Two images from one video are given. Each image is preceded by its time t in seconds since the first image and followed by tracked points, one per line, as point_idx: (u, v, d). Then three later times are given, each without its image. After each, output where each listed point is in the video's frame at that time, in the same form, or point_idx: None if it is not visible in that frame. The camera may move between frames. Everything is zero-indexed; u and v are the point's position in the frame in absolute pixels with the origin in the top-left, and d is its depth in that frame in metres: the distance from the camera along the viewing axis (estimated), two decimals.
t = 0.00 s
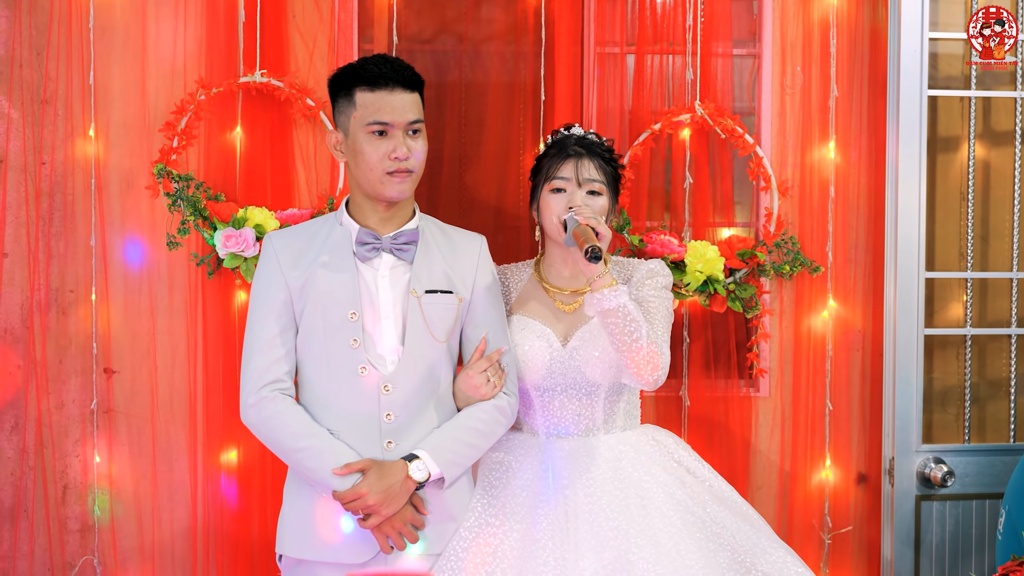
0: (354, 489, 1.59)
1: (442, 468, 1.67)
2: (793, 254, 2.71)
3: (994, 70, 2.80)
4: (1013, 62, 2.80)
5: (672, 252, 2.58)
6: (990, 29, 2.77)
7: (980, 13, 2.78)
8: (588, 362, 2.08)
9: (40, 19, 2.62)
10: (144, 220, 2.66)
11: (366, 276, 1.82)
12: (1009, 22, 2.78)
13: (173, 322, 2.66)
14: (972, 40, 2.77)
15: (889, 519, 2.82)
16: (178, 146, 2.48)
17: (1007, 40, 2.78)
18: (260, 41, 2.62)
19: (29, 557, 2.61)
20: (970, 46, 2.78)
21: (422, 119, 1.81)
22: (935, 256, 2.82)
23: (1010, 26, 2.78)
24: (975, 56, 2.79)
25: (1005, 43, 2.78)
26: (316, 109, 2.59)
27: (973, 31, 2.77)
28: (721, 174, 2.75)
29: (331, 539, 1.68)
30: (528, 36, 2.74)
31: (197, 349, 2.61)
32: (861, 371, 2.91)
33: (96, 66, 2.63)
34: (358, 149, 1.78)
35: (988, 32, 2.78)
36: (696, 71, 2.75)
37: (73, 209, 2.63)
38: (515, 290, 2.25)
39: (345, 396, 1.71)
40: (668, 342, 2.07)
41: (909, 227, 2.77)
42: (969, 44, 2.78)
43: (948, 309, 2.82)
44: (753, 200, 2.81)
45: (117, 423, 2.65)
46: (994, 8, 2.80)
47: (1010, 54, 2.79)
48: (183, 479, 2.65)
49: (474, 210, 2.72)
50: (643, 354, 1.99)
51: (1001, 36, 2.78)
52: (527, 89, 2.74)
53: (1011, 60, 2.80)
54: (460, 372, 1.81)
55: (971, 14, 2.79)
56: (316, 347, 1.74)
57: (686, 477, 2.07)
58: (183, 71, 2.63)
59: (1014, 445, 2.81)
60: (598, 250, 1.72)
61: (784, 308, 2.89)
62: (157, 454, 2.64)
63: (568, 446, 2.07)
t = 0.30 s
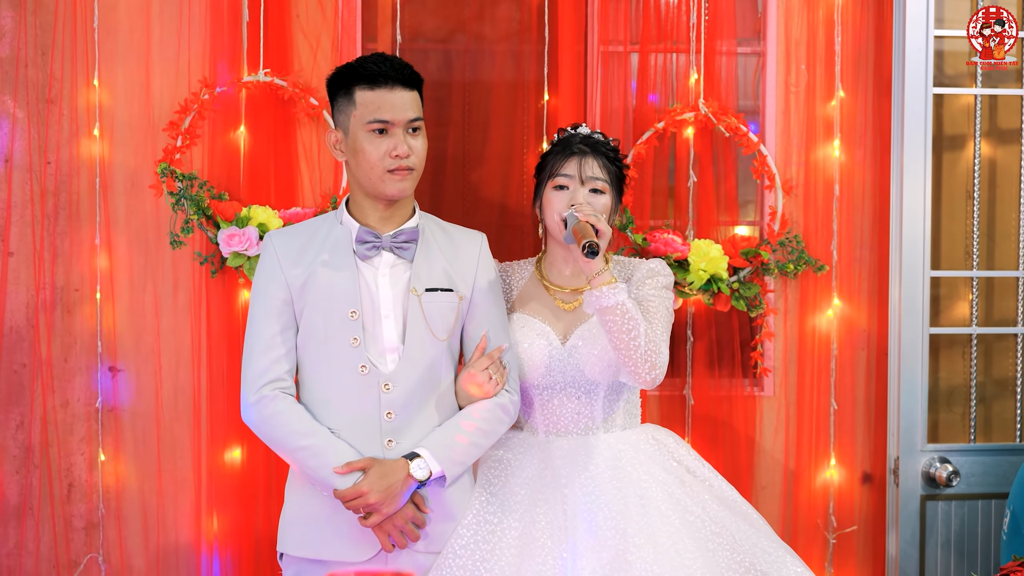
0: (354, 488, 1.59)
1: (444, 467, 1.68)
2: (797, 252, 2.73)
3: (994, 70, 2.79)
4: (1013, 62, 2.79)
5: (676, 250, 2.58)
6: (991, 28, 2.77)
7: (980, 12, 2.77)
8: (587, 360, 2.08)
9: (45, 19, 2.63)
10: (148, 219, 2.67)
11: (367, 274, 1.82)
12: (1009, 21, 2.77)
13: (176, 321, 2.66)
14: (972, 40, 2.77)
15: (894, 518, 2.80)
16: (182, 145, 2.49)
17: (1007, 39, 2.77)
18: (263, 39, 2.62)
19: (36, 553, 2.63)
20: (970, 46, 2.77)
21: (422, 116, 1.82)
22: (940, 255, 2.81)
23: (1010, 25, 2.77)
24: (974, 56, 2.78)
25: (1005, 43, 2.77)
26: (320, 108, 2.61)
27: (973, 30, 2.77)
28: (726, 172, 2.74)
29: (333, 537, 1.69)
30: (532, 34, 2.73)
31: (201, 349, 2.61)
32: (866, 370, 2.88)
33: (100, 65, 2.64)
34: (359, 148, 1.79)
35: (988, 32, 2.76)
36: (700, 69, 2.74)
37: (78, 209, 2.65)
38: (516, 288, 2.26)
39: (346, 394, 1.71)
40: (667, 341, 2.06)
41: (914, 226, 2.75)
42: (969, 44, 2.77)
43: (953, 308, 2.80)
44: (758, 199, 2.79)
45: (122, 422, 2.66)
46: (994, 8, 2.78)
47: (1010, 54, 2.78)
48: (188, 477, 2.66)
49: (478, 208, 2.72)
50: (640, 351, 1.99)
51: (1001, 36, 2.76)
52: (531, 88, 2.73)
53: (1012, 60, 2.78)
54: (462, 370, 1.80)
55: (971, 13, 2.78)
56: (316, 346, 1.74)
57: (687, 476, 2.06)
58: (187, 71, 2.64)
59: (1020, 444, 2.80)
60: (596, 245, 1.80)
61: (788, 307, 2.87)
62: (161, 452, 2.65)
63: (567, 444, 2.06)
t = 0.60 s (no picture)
0: (355, 488, 1.59)
1: (443, 467, 1.68)
2: (802, 251, 2.71)
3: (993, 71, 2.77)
4: (1013, 62, 2.78)
5: (680, 249, 2.57)
6: (991, 29, 2.75)
7: (980, 13, 2.76)
8: (587, 359, 2.07)
9: (51, 19, 2.64)
10: (153, 218, 2.68)
11: (369, 273, 1.82)
12: (1009, 21, 2.75)
13: (182, 320, 2.68)
14: (972, 40, 2.75)
15: (899, 518, 2.79)
16: (186, 144, 2.50)
17: (1007, 40, 2.75)
18: (268, 41, 2.64)
19: (42, 551, 2.64)
20: (970, 46, 2.76)
21: (427, 115, 1.82)
22: (947, 253, 2.80)
23: (1010, 26, 2.75)
24: (974, 56, 2.76)
25: (1005, 43, 2.75)
26: (324, 107, 2.61)
27: (973, 30, 2.75)
28: (730, 170, 2.73)
29: (334, 535, 1.70)
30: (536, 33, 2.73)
31: (205, 348, 2.62)
32: (872, 369, 2.87)
33: (106, 65, 2.65)
34: (366, 144, 1.78)
35: (988, 32, 2.75)
36: (704, 68, 2.73)
37: (84, 208, 2.66)
38: (517, 287, 2.26)
39: (347, 393, 1.72)
40: (666, 340, 2.07)
41: (920, 224, 2.74)
42: (969, 45, 2.75)
43: (960, 307, 2.79)
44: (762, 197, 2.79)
45: (128, 420, 2.66)
46: (994, 8, 2.77)
47: (1009, 54, 2.77)
48: (193, 476, 2.67)
49: (483, 207, 2.72)
50: (640, 350, 2.00)
51: (1001, 36, 2.75)
52: (535, 87, 2.73)
53: (1013, 59, 2.77)
54: (463, 370, 1.81)
55: (971, 14, 2.76)
56: (318, 345, 1.75)
57: (687, 475, 2.06)
58: (192, 70, 2.64)
59: None
60: (596, 244, 1.80)
61: (793, 306, 2.85)
62: (166, 450, 2.66)
63: (567, 444, 2.06)
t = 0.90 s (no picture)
0: (352, 487, 1.59)
1: (442, 467, 1.68)
2: (806, 249, 2.70)
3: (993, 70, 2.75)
4: (1012, 63, 2.75)
5: (683, 247, 2.57)
6: (991, 28, 2.73)
7: (980, 12, 2.74)
8: (589, 358, 2.06)
9: (55, 17, 2.65)
10: (157, 216, 2.68)
11: (369, 272, 1.82)
12: (1009, 21, 2.74)
13: (185, 318, 2.69)
14: (972, 40, 2.74)
15: (904, 517, 2.78)
16: (190, 143, 2.51)
17: (1007, 40, 2.74)
18: (271, 39, 2.63)
19: (48, 547, 2.66)
20: (970, 46, 2.75)
21: (431, 115, 1.82)
22: (952, 251, 2.78)
23: (1010, 25, 2.74)
24: (974, 56, 2.74)
25: (1005, 43, 2.74)
26: (327, 105, 2.60)
27: (974, 30, 2.74)
28: (734, 168, 2.72)
29: (332, 534, 1.70)
30: (539, 31, 2.72)
31: (208, 347, 2.63)
32: (876, 368, 2.86)
33: (109, 63, 2.66)
34: (370, 143, 1.78)
35: (988, 33, 2.73)
36: (708, 66, 2.72)
37: (88, 206, 2.67)
38: (518, 286, 2.25)
39: (346, 392, 1.72)
40: (668, 340, 2.05)
41: (924, 222, 2.73)
42: (968, 45, 2.74)
43: (965, 305, 2.78)
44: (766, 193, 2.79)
45: (132, 418, 2.68)
46: (993, 8, 2.75)
47: (1009, 54, 2.75)
48: (196, 473, 2.68)
49: (485, 205, 2.72)
50: (641, 350, 1.98)
51: (1000, 36, 2.73)
52: (538, 85, 2.72)
53: (1012, 59, 2.75)
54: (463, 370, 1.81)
55: (971, 14, 2.75)
56: (318, 343, 1.75)
57: (688, 474, 2.06)
58: (195, 68, 2.65)
59: None
60: (598, 242, 1.75)
61: (797, 304, 2.85)
62: (169, 448, 2.67)
63: (568, 443, 2.05)
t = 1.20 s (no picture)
0: (348, 485, 1.60)
1: (438, 465, 1.68)
2: (809, 248, 2.70)
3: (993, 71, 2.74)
4: (1012, 63, 2.74)
5: (684, 246, 2.56)
6: (991, 28, 2.72)
7: (980, 12, 2.72)
8: (593, 359, 2.06)
9: (59, 17, 2.66)
10: (160, 216, 2.69)
11: (368, 271, 1.82)
12: (1009, 21, 2.72)
13: (189, 317, 2.69)
14: (972, 40, 2.73)
15: (907, 517, 2.77)
16: (192, 142, 2.51)
17: (1007, 40, 2.72)
18: (273, 37, 2.63)
19: (51, 546, 2.67)
20: (969, 46, 2.73)
21: (428, 113, 1.82)
22: (957, 250, 2.77)
23: (1010, 25, 2.72)
24: (974, 56, 2.73)
25: (1005, 43, 2.73)
26: (329, 104, 2.61)
27: (973, 30, 2.72)
28: (737, 167, 2.72)
29: (331, 532, 1.71)
30: (540, 30, 2.72)
31: (211, 346, 2.64)
32: (880, 367, 2.85)
33: (113, 63, 2.67)
34: (366, 143, 1.78)
35: (988, 32, 2.72)
36: (710, 64, 2.72)
37: (92, 205, 2.68)
38: (523, 286, 2.25)
39: (344, 391, 1.72)
40: (674, 341, 2.05)
41: (928, 221, 2.71)
42: (968, 45, 2.73)
43: (970, 305, 2.76)
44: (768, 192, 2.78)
45: (135, 417, 2.69)
46: (994, 7, 2.73)
47: (1009, 54, 2.73)
48: (198, 471, 2.69)
49: (487, 204, 2.71)
50: (646, 351, 1.96)
51: (1000, 36, 2.72)
52: (539, 84, 2.72)
53: (1012, 60, 2.74)
54: (464, 368, 1.81)
55: (970, 14, 2.73)
56: (317, 342, 1.76)
57: (694, 476, 2.05)
58: (198, 67, 2.66)
59: None
60: (605, 241, 1.81)
61: (801, 303, 2.83)
62: (172, 446, 2.68)
63: (573, 443, 2.06)
